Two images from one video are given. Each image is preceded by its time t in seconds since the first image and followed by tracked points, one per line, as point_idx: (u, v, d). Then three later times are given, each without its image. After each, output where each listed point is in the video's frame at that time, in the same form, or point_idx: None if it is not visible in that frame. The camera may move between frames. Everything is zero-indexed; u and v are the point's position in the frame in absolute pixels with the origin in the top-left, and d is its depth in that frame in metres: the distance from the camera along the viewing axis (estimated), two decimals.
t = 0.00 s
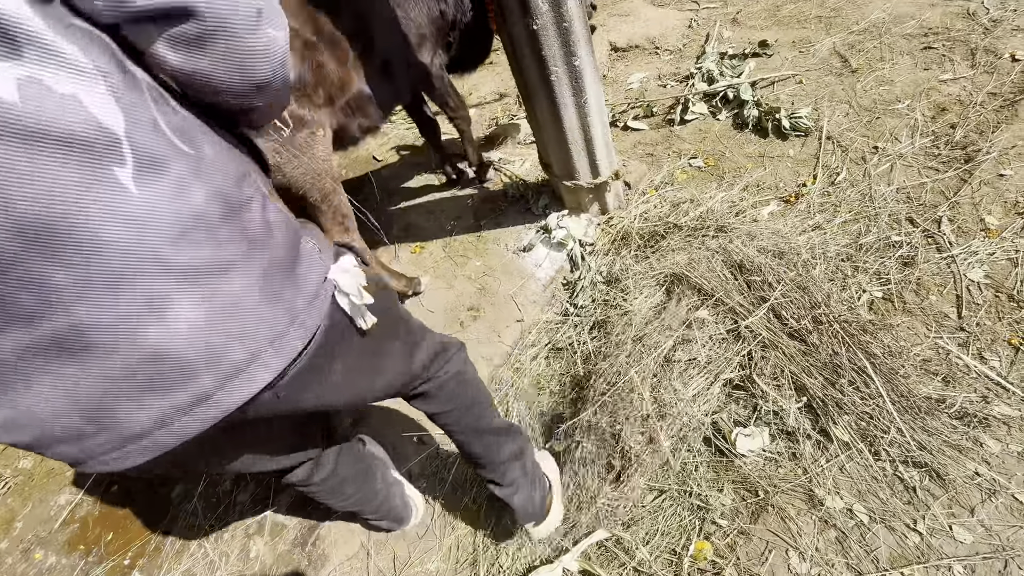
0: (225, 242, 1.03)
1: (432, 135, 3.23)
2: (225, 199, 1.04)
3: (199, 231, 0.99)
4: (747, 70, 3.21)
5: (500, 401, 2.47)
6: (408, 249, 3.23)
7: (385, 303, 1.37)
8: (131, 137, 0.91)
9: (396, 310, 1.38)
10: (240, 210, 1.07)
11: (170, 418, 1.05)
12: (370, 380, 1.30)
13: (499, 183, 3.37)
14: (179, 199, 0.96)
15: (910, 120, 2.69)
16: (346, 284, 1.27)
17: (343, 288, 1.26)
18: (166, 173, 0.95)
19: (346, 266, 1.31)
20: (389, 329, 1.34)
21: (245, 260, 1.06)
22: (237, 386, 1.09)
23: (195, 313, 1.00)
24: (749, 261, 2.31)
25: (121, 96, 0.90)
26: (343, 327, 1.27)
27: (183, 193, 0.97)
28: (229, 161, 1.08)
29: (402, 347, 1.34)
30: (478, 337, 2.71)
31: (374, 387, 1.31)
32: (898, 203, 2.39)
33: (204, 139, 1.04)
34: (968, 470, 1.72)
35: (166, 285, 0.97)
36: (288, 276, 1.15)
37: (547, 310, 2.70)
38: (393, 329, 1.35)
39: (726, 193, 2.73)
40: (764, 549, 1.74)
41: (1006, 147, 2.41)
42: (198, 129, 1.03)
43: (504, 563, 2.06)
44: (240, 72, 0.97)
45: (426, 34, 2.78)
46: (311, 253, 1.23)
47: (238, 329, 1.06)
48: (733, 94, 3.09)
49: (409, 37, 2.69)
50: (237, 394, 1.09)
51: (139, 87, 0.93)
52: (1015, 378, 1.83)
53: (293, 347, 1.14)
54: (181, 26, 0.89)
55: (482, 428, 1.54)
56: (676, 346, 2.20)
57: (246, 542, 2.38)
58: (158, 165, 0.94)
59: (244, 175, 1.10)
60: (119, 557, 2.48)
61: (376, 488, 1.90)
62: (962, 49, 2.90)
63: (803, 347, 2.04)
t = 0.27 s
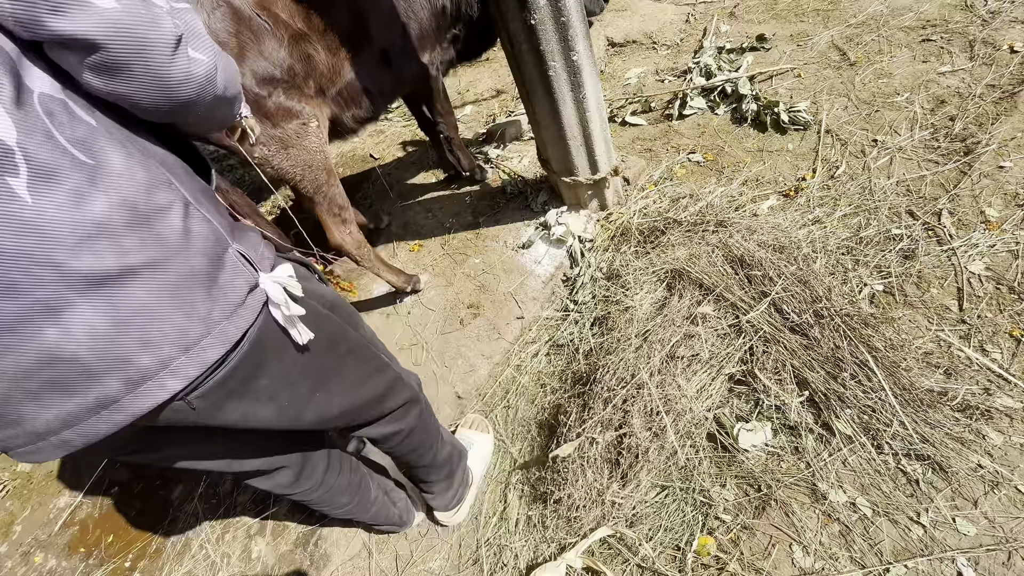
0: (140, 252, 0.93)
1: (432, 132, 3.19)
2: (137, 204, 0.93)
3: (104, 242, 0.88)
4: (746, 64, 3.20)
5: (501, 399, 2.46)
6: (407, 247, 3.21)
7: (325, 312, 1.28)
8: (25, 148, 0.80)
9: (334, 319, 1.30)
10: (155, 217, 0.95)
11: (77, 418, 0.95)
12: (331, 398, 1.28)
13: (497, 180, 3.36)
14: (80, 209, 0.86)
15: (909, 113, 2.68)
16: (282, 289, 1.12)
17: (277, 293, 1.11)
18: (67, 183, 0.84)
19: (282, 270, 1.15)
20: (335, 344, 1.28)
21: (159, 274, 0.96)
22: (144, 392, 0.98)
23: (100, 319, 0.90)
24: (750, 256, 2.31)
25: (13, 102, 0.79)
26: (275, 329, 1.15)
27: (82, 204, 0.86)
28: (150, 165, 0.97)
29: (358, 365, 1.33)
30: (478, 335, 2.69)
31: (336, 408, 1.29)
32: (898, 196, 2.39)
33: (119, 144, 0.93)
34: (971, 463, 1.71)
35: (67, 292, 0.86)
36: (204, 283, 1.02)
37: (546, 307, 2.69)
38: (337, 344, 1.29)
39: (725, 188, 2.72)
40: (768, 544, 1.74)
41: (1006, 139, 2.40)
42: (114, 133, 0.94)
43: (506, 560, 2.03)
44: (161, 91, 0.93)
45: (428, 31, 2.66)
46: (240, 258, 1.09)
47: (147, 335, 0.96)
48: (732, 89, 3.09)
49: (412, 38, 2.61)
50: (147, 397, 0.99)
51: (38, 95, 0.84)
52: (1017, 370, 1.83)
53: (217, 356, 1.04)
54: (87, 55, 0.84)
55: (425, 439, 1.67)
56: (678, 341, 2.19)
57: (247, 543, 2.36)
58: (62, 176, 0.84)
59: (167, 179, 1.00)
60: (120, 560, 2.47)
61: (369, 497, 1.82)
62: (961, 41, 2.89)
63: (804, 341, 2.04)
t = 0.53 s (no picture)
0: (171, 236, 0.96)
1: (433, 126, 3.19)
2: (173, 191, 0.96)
3: (141, 225, 0.91)
4: (748, 59, 3.19)
5: (503, 395, 2.46)
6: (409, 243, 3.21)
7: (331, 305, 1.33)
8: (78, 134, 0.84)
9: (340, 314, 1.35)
10: (187, 204, 0.98)
11: (101, 384, 0.97)
12: (327, 385, 1.30)
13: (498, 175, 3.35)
14: (125, 194, 0.89)
15: (912, 108, 2.67)
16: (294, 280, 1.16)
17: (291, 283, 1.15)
18: (112, 168, 0.87)
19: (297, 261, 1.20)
20: (338, 336, 1.32)
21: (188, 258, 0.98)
22: (165, 365, 1.00)
23: (131, 296, 0.93)
24: (752, 251, 2.30)
25: (72, 91, 0.83)
26: (287, 311, 1.18)
27: (123, 190, 0.89)
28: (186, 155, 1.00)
29: (358, 359, 1.36)
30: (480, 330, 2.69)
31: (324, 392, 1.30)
32: (901, 191, 2.38)
33: (162, 134, 0.97)
34: (974, 458, 1.71)
35: (102, 268, 0.89)
36: (224, 267, 1.04)
37: (548, 303, 2.69)
38: (339, 337, 1.32)
39: (728, 183, 2.72)
40: (771, 539, 1.73)
41: (1009, 134, 2.40)
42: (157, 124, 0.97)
43: (509, 555, 2.04)
44: (233, 74, 1.04)
45: (434, 25, 2.66)
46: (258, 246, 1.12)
47: (173, 315, 0.98)
48: (734, 84, 3.08)
49: (417, 34, 2.61)
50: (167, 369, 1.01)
51: (96, 85, 0.88)
52: (1019, 365, 1.82)
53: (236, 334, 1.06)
54: (181, 44, 0.95)
55: (417, 442, 1.70)
56: (681, 337, 2.18)
57: (250, 539, 2.36)
58: (111, 161, 0.87)
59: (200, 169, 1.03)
60: (122, 555, 2.47)
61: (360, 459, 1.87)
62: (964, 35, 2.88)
63: (806, 336, 2.03)
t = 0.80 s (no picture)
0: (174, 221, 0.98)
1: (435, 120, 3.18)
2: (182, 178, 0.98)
3: (143, 207, 0.94)
4: (751, 54, 3.18)
5: (504, 390, 2.46)
6: (410, 237, 3.20)
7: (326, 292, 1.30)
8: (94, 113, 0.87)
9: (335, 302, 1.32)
10: (192, 192, 1.00)
11: (94, 352, 1.01)
12: (314, 370, 1.27)
13: (499, 170, 3.34)
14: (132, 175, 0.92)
15: (917, 104, 2.66)
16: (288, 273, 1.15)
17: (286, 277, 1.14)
18: (122, 149, 0.90)
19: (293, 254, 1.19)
20: (331, 323, 1.29)
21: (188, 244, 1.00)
22: (153, 342, 1.03)
23: (129, 273, 0.95)
24: (755, 247, 2.29)
25: (94, 74, 0.87)
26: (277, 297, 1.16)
27: (129, 172, 0.91)
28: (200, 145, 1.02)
29: (352, 348, 1.33)
30: (481, 325, 2.69)
31: (312, 376, 1.28)
32: (905, 187, 2.37)
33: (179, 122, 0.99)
34: (975, 454, 1.70)
35: (104, 242, 0.92)
36: (222, 256, 1.05)
37: (549, 298, 2.68)
38: (331, 325, 1.28)
39: (730, 178, 2.71)
40: (771, 534, 1.73)
41: (1014, 130, 2.38)
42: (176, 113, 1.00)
43: (509, 549, 2.04)
44: (249, 76, 1.04)
45: (436, 20, 2.60)
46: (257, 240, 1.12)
47: (166, 294, 1.00)
48: (737, 79, 3.06)
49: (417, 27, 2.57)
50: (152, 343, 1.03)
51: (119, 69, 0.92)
52: (1021, 362, 1.82)
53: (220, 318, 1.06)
54: (202, 46, 0.97)
55: (412, 435, 1.67)
56: (682, 333, 2.18)
57: (251, 532, 2.37)
58: (122, 143, 0.90)
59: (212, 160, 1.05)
60: (123, 548, 2.47)
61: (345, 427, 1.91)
62: (969, 31, 2.87)
63: (808, 332, 2.02)
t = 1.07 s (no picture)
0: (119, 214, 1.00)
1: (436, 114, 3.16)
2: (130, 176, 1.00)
3: (78, 188, 0.94)
4: (754, 49, 3.16)
5: (504, 385, 2.46)
6: (410, 231, 3.19)
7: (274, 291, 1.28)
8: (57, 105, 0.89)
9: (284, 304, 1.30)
10: (128, 182, 1.00)
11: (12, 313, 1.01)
12: (258, 365, 1.30)
13: (500, 165, 3.33)
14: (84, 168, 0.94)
15: (920, 101, 2.65)
16: (216, 274, 1.14)
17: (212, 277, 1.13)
18: (70, 132, 0.91)
19: (226, 250, 1.17)
20: (275, 328, 1.29)
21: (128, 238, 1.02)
22: (64, 313, 1.02)
23: (50, 246, 0.95)
24: (756, 243, 2.28)
25: (76, 71, 0.89)
26: (209, 300, 1.17)
27: (72, 154, 0.92)
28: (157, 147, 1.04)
29: (301, 346, 1.33)
30: (481, 320, 2.69)
31: (259, 370, 1.31)
32: (907, 184, 2.36)
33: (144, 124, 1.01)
34: (974, 452, 1.70)
35: (30, 215, 0.92)
36: (143, 243, 1.04)
37: (550, 294, 2.68)
38: (274, 324, 1.28)
39: (733, 174, 2.70)
40: (770, 530, 1.73)
41: (1018, 128, 2.37)
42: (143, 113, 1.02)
43: (508, 544, 2.04)
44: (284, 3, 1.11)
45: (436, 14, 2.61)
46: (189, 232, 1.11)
47: (84, 271, 1.00)
48: (740, 75, 3.05)
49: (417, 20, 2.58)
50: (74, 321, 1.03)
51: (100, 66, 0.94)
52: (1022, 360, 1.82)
53: (143, 313, 1.07)
54: None
55: (388, 433, 1.65)
56: (683, 329, 2.17)
57: (250, 525, 2.37)
58: (79, 136, 0.92)
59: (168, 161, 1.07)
60: (123, 540, 2.47)
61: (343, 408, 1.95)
62: (974, 28, 2.85)
63: (809, 329, 2.02)
